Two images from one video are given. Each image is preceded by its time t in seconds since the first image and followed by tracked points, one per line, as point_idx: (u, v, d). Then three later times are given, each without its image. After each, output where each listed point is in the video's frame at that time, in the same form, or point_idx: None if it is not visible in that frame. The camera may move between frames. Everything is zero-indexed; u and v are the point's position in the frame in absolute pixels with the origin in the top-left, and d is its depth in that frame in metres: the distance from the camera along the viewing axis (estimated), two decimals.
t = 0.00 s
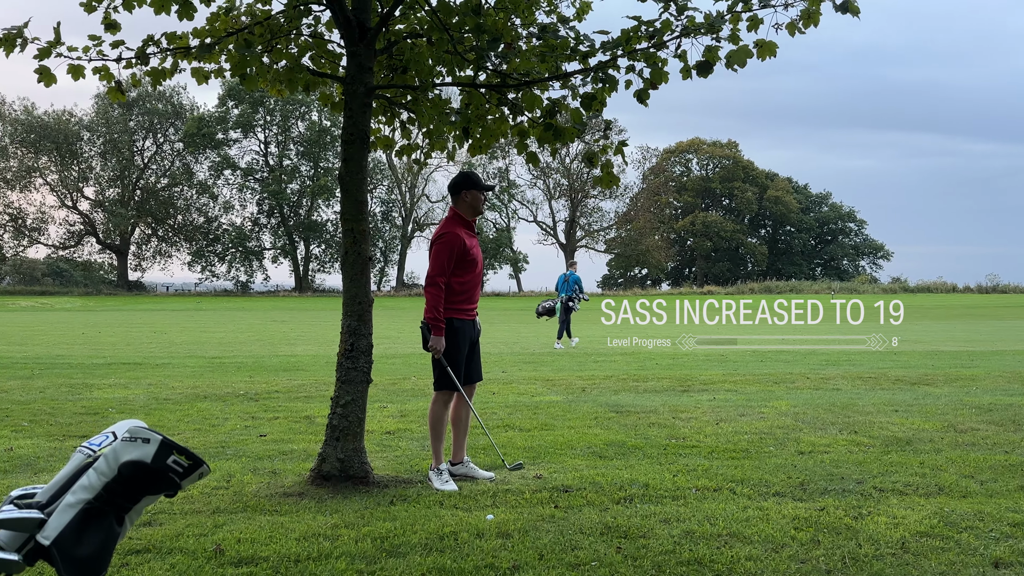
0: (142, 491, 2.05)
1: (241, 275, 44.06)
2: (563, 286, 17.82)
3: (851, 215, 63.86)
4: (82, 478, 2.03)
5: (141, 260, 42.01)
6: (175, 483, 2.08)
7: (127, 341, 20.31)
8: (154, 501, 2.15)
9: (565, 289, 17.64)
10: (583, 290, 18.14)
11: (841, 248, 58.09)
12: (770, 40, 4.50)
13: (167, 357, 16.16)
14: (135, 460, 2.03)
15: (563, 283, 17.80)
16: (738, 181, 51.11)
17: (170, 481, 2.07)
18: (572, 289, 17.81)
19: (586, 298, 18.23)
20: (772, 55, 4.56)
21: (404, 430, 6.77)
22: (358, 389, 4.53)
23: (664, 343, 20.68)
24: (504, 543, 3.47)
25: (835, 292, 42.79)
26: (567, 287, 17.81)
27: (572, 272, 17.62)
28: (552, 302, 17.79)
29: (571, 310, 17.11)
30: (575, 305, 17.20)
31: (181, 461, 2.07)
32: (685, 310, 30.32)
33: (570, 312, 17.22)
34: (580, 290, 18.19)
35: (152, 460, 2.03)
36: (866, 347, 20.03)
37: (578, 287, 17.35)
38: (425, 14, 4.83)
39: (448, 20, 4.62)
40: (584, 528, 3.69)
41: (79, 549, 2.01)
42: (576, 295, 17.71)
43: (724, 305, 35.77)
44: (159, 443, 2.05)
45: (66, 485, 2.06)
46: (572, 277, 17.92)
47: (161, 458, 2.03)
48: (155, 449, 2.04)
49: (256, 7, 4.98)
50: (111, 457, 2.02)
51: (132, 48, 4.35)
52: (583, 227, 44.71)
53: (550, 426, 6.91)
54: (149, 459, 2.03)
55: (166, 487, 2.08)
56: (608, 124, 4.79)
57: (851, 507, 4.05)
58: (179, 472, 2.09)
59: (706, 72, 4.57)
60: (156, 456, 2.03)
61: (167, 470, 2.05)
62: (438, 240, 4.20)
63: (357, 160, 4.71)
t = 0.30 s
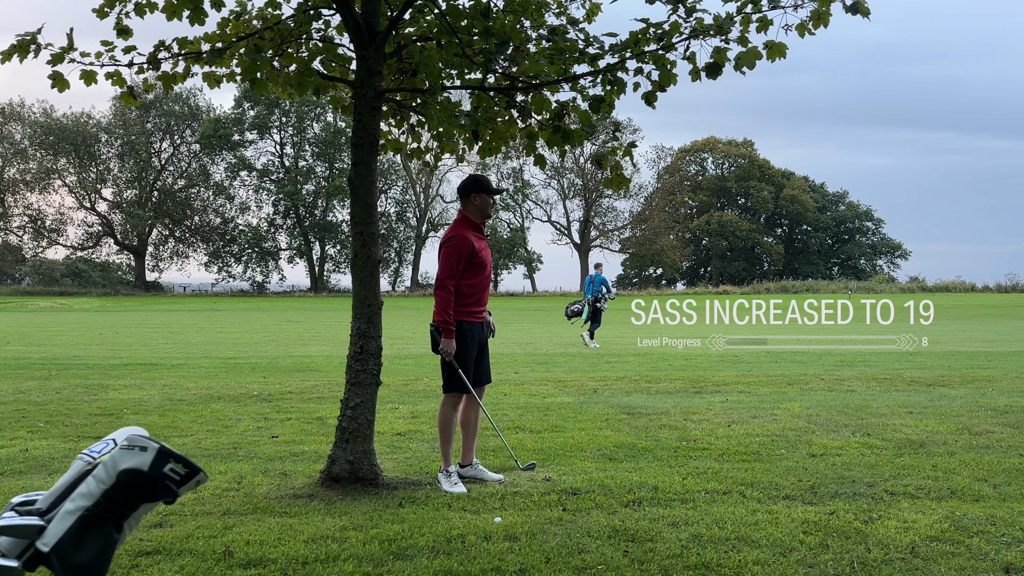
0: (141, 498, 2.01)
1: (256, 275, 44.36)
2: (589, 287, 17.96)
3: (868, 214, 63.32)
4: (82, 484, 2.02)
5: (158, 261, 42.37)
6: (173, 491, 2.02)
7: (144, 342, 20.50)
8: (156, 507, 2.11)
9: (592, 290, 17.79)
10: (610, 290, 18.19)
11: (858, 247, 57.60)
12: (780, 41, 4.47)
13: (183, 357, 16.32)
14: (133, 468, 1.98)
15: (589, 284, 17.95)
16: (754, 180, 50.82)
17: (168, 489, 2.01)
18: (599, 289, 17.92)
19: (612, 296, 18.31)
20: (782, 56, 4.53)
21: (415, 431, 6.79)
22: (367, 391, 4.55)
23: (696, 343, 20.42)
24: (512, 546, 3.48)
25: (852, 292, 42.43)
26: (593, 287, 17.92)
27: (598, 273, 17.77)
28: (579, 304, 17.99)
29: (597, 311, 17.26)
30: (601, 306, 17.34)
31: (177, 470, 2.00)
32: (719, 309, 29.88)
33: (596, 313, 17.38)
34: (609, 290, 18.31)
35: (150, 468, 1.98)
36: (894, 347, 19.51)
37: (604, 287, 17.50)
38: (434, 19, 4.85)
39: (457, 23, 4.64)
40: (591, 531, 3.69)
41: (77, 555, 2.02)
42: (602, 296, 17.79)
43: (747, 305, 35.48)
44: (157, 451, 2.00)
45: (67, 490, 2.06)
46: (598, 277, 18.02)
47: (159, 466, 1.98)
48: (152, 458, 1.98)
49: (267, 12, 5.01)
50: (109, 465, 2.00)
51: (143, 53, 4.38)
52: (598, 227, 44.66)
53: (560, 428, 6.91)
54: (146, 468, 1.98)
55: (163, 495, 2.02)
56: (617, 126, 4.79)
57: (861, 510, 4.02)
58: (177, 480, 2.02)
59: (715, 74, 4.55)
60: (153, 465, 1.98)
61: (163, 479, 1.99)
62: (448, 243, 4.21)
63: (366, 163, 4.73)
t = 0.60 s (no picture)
0: (102, 501, 1.84)
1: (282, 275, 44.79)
2: (623, 288, 17.85)
3: (898, 213, 62.36)
4: (43, 486, 1.85)
5: (187, 262, 42.91)
6: (134, 492, 1.86)
7: (170, 342, 20.74)
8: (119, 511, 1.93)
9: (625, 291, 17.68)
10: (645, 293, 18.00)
11: (888, 246, 56.75)
12: (793, 36, 4.39)
13: (206, 357, 16.47)
14: (93, 469, 1.82)
15: (624, 285, 17.84)
16: (781, 178, 50.26)
17: (128, 491, 1.85)
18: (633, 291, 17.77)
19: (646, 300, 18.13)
20: (796, 51, 4.44)
21: (428, 431, 6.77)
22: (376, 391, 4.53)
23: (723, 343, 19.90)
24: (516, 548, 3.44)
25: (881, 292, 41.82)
26: (626, 288, 17.75)
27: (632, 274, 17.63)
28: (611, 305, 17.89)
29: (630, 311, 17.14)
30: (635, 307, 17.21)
31: (139, 472, 1.85)
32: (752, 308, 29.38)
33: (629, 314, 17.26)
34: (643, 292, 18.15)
35: (110, 470, 1.83)
36: (923, 347, 19.16)
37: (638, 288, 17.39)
38: (443, 17, 4.83)
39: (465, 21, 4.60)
40: (598, 534, 3.64)
41: (37, 558, 1.83)
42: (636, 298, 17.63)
43: (775, 305, 35.13)
44: (117, 453, 1.85)
45: (29, 492, 1.87)
46: (633, 278, 17.89)
47: (119, 468, 1.83)
48: (112, 460, 1.83)
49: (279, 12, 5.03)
50: (71, 467, 1.83)
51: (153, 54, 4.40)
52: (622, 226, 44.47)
53: (574, 429, 6.85)
54: (106, 470, 1.82)
55: (124, 496, 1.86)
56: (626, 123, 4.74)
57: (876, 514, 3.93)
58: (137, 481, 1.87)
59: (727, 70, 4.47)
60: (113, 466, 1.83)
61: (123, 481, 1.83)
62: (453, 242, 4.18)
63: (374, 163, 4.71)
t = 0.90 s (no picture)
0: (56, 498, 1.82)
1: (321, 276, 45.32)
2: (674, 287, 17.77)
3: (949, 210, 60.50)
4: None
5: (231, 262, 43.66)
6: (89, 488, 1.82)
7: (211, 341, 21.12)
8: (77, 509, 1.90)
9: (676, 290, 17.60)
10: (695, 291, 17.86)
11: (937, 244, 55.09)
12: (816, 26, 4.26)
13: (244, 356, 16.72)
14: (44, 465, 1.79)
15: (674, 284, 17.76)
16: (825, 176, 49.17)
17: (82, 486, 1.81)
18: (683, 289, 17.65)
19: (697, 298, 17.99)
20: (819, 41, 4.31)
21: (452, 430, 6.76)
22: (392, 389, 4.53)
23: (783, 343, 19.47)
24: (525, 549, 3.39)
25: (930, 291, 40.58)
26: (677, 287, 17.72)
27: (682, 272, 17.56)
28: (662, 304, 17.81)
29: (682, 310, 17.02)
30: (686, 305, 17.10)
31: (89, 467, 1.80)
32: (797, 308, 28.73)
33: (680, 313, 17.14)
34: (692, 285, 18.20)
35: (59, 463, 1.79)
36: (973, 348, 18.51)
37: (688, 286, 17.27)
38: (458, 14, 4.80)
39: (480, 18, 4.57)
40: (609, 535, 3.57)
41: None
42: (686, 296, 17.49)
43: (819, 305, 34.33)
44: (68, 447, 1.80)
45: None
46: (683, 276, 17.80)
47: (68, 461, 1.78)
48: (61, 453, 1.79)
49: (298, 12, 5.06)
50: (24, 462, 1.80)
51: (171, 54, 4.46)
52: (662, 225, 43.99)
53: (598, 429, 6.77)
54: (55, 463, 1.78)
55: (79, 492, 1.82)
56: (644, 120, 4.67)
57: (900, 518, 3.79)
58: (92, 478, 1.82)
59: (746, 62, 4.37)
60: (62, 461, 1.79)
61: (73, 474, 1.79)
62: (466, 240, 4.15)
63: (391, 161, 4.71)
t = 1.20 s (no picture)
0: (61, 483, 2.69)
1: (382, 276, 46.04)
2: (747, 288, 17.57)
3: None
4: (17, 474, 2.72)
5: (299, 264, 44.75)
6: (88, 480, 2.69)
7: (275, 340, 21.72)
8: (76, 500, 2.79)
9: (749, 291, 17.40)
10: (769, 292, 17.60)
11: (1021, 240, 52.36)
12: (864, 19, 4.13)
13: (305, 356, 17.13)
14: (50, 459, 2.66)
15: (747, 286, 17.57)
16: (899, 171, 47.35)
17: (82, 478, 2.68)
18: (756, 290, 17.43)
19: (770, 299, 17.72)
20: (867, 34, 4.18)
21: (499, 430, 6.78)
22: (433, 389, 4.58)
23: (849, 343, 18.93)
24: (558, 550, 3.39)
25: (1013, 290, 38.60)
26: (751, 288, 17.51)
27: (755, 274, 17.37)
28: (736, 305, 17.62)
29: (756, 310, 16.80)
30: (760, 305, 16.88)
31: (88, 462, 2.66)
32: (866, 307, 27.77)
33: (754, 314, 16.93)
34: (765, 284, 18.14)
35: (63, 459, 2.65)
36: None
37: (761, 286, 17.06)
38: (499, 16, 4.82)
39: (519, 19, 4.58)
40: (644, 540, 3.53)
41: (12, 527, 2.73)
42: (759, 297, 17.23)
43: (892, 305, 33.08)
44: (70, 446, 2.66)
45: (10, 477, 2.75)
46: (756, 277, 17.61)
47: (70, 458, 2.64)
48: (64, 449, 2.65)
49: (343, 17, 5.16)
50: (36, 458, 2.68)
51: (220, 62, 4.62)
52: (726, 224, 43.12)
53: (645, 431, 6.69)
54: (60, 459, 2.65)
55: (81, 482, 2.69)
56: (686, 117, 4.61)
57: (952, 528, 3.63)
58: (89, 470, 2.68)
59: (790, 57, 4.27)
60: (65, 457, 2.65)
61: (76, 469, 2.66)
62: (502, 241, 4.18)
63: (432, 163, 4.76)
